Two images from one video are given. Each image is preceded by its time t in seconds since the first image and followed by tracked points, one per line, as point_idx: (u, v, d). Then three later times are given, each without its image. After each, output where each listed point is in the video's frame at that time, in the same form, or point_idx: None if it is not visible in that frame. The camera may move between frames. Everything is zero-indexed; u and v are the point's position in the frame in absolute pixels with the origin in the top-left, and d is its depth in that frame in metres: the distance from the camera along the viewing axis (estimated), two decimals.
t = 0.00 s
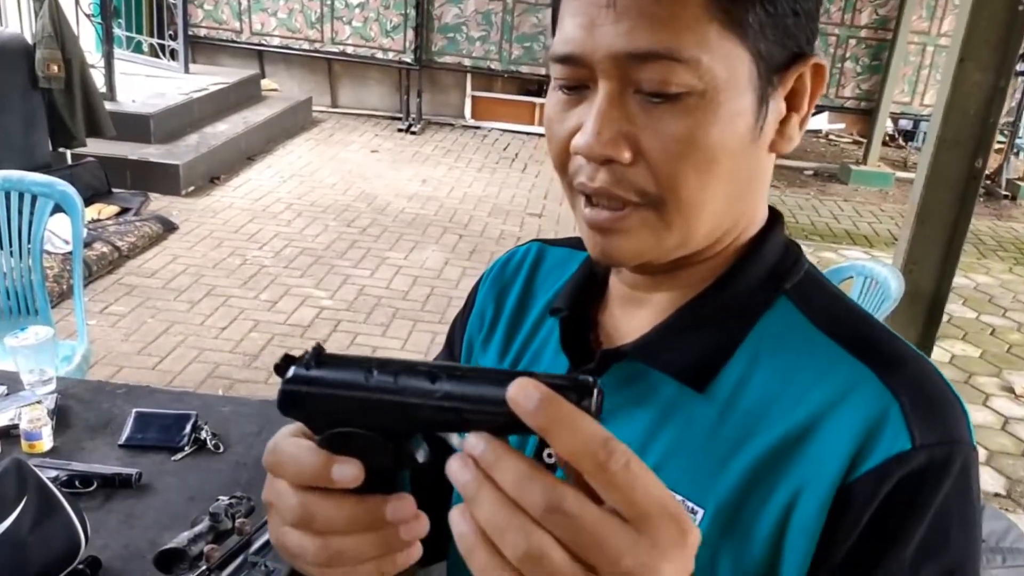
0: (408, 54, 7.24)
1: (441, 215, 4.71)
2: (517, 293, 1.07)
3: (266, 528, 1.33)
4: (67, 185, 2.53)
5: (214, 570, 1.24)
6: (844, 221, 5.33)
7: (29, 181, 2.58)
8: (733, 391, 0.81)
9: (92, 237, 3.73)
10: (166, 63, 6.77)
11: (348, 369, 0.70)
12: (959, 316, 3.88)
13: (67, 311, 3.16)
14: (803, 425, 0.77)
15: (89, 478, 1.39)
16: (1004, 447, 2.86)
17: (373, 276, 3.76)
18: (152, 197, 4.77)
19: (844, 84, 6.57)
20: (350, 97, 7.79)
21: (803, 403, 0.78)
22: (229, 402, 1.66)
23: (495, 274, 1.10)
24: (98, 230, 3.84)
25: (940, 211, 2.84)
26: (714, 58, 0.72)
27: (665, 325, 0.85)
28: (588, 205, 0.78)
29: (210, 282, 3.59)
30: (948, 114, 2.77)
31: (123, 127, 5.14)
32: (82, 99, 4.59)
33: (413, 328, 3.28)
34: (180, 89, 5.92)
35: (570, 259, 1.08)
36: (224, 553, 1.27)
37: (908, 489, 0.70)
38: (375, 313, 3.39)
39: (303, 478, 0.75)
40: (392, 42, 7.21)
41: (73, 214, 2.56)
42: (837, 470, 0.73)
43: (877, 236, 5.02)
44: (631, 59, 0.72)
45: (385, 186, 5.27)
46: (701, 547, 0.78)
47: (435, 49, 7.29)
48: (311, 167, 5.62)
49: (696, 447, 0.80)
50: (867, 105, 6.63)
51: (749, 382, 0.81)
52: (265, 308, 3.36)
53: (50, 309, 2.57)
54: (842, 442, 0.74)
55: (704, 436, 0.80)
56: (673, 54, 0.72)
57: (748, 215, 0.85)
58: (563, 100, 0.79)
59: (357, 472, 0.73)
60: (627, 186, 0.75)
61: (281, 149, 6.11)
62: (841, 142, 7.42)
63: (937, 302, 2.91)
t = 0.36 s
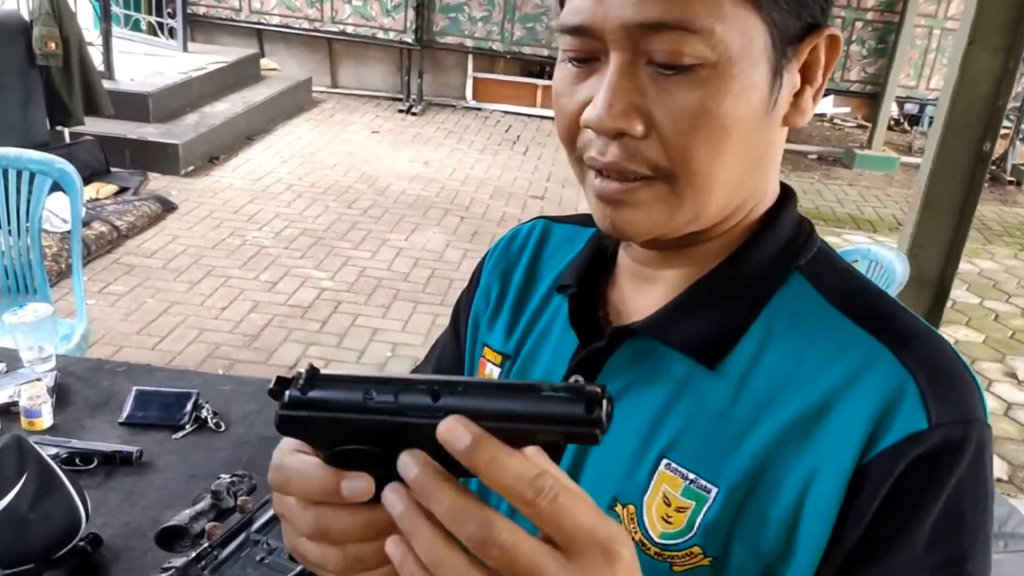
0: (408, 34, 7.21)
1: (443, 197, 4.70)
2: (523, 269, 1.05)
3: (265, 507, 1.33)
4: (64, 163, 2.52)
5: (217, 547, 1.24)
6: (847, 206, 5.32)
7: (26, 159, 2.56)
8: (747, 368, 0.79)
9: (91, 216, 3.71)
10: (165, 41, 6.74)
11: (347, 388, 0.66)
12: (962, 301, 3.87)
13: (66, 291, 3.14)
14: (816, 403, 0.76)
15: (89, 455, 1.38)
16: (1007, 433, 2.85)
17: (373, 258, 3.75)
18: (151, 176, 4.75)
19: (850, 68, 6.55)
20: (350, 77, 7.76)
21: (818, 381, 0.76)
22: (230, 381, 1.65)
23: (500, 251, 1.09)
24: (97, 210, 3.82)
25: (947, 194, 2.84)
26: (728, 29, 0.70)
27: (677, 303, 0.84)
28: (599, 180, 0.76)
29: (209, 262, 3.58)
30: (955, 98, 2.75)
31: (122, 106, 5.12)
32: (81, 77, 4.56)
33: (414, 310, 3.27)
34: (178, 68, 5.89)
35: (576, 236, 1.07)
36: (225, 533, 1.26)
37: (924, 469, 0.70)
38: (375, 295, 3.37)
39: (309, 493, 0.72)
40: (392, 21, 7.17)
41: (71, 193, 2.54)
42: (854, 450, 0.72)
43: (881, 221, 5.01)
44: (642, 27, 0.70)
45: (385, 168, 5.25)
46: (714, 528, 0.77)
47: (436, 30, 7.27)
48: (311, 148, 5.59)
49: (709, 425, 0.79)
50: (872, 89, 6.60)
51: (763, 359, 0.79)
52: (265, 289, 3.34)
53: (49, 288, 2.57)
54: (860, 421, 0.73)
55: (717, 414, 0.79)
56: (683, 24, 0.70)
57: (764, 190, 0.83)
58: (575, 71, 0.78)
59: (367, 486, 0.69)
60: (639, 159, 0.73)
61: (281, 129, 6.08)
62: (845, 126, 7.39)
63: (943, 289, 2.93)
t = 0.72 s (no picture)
0: (410, 5, 7.14)
1: (444, 171, 4.68)
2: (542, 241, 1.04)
3: (268, 476, 1.29)
4: (64, 131, 2.49)
5: (217, 517, 1.21)
6: (851, 183, 5.31)
7: (26, 127, 2.53)
8: (775, 354, 0.80)
9: (91, 186, 3.70)
10: (165, 10, 6.69)
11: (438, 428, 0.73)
12: (964, 280, 3.87)
13: (66, 261, 3.14)
14: (848, 394, 0.76)
15: (89, 425, 1.37)
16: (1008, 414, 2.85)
17: (374, 231, 3.74)
18: (150, 147, 4.74)
19: (857, 43, 6.34)
20: (350, 47, 7.72)
21: (845, 372, 0.77)
22: (230, 352, 1.64)
23: (519, 221, 1.07)
24: (96, 179, 3.81)
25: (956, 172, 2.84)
26: (592, 58, 0.70)
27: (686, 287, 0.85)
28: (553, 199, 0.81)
29: (209, 233, 3.57)
30: (963, 76, 2.73)
31: (122, 76, 5.09)
32: (80, 46, 4.53)
33: (414, 284, 3.26)
34: (178, 38, 5.85)
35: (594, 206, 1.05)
36: (224, 502, 1.23)
37: (960, 463, 0.69)
38: (376, 269, 3.36)
39: (380, 511, 0.78)
40: None
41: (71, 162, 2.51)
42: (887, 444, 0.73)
43: (885, 199, 5.00)
44: (528, 66, 0.72)
45: (386, 140, 5.23)
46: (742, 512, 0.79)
47: (438, 2, 7.22)
48: (311, 120, 5.57)
49: (739, 410, 0.81)
50: (880, 65, 6.39)
51: (791, 346, 0.80)
52: (265, 261, 3.34)
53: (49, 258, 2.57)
54: (892, 416, 0.74)
55: (747, 400, 0.80)
56: (558, 59, 0.70)
57: (760, 168, 0.81)
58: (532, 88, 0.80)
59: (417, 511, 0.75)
60: (564, 184, 0.77)
61: (281, 100, 6.05)
62: (850, 103, 7.34)
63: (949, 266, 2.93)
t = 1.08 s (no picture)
0: None
1: (450, 131, 4.64)
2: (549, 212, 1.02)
3: (271, 437, 1.31)
4: (67, 87, 2.44)
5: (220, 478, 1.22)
6: (860, 148, 5.27)
7: (27, 81, 2.48)
8: (770, 340, 0.73)
9: (94, 142, 3.67)
10: None
11: (462, 538, 0.83)
12: (974, 247, 3.83)
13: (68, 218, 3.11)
14: (851, 382, 0.70)
15: (91, 383, 1.35)
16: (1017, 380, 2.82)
17: (379, 191, 3.71)
18: (154, 104, 4.71)
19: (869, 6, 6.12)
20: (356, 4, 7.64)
21: (848, 358, 0.70)
22: (234, 311, 1.62)
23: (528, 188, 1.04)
24: (99, 136, 3.77)
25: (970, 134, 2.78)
26: (525, 68, 0.60)
27: (673, 265, 0.77)
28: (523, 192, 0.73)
29: (213, 192, 3.54)
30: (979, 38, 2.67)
31: (125, 32, 5.04)
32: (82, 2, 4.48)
33: (419, 245, 3.23)
34: None
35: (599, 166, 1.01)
36: (229, 463, 1.24)
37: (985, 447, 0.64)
38: (381, 230, 3.33)
39: None
40: None
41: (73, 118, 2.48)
42: (896, 435, 0.67)
43: (895, 164, 4.96)
44: (461, 77, 0.64)
45: (391, 100, 5.19)
46: (748, 499, 0.74)
47: None
48: (316, 79, 5.52)
49: (737, 398, 0.74)
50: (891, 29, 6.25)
51: (787, 331, 0.72)
52: (269, 221, 3.31)
53: (51, 216, 2.55)
54: (899, 403, 0.67)
55: (746, 386, 0.74)
56: (488, 70, 0.61)
57: (740, 144, 0.71)
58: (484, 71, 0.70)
59: None
60: (526, 186, 0.69)
61: (286, 59, 6.00)
62: (861, 67, 7.26)
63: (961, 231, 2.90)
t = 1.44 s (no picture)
0: None
1: (457, 83, 4.60)
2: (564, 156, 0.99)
3: (282, 381, 1.29)
4: (71, 33, 2.41)
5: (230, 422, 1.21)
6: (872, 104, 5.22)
7: (31, 28, 2.45)
8: (786, 289, 0.70)
9: (98, 90, 3.64)
10: None
11: (456, 461, 0.81)
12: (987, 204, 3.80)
13: (73, 165, 3.10)
14: (869, 335, 0.66)
15: (98, 326, 1.34)
16: None
17: (386, 143, 3.68)
18: (159, 53, 4.67)
19: None
20: None
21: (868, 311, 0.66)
22: (242, 257, 1.60)
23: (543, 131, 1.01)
24: (104, 84, 3.74)
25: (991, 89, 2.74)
26: None
27: (688, 209, 0.74)
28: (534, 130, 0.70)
29: (219, 141, 3.52)
30: None
31: None
32: None
33: (426, 198, 3.20)
34: None
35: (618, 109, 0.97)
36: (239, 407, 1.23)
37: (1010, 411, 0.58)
38: (388, 183, 3.30)
39: None
40: None
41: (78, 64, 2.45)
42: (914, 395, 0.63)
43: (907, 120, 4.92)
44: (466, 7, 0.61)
45: (398, 52, 5.14)
46: (755, 456, 0.71)
47: None
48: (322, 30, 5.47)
49: (750, 350, 0.71)
50: None
51: (805, 280, 0.69)
52: (274, 171, 3.29)
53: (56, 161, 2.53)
54: (918, 362, 0.63)
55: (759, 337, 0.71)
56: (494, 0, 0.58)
57: (762, 83, 0.68)
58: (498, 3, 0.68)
59: None
60: (533, 124, 0.66)
61: (291, 9, 5.94)
62: (875, 23, 7.18)
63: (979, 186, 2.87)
